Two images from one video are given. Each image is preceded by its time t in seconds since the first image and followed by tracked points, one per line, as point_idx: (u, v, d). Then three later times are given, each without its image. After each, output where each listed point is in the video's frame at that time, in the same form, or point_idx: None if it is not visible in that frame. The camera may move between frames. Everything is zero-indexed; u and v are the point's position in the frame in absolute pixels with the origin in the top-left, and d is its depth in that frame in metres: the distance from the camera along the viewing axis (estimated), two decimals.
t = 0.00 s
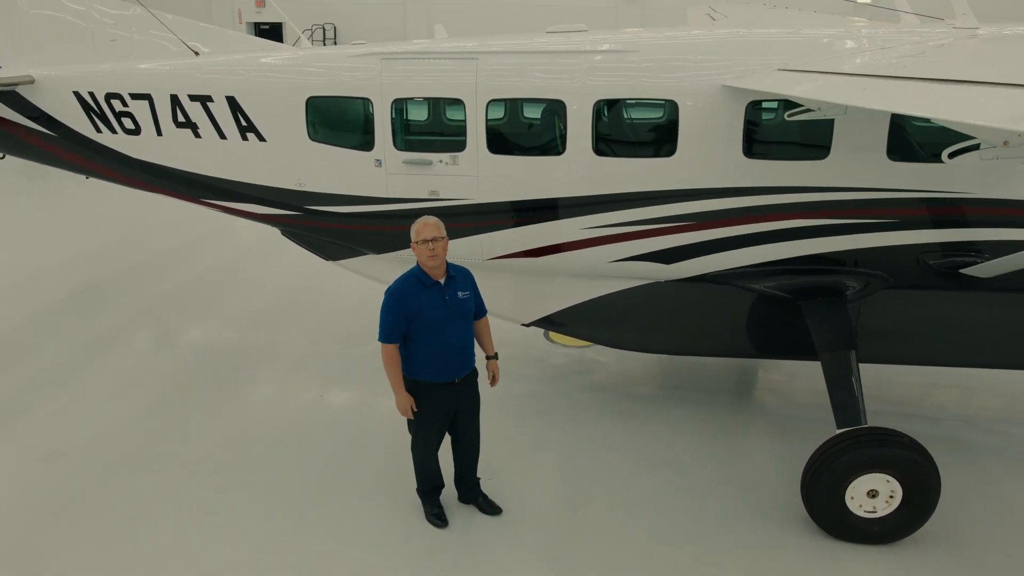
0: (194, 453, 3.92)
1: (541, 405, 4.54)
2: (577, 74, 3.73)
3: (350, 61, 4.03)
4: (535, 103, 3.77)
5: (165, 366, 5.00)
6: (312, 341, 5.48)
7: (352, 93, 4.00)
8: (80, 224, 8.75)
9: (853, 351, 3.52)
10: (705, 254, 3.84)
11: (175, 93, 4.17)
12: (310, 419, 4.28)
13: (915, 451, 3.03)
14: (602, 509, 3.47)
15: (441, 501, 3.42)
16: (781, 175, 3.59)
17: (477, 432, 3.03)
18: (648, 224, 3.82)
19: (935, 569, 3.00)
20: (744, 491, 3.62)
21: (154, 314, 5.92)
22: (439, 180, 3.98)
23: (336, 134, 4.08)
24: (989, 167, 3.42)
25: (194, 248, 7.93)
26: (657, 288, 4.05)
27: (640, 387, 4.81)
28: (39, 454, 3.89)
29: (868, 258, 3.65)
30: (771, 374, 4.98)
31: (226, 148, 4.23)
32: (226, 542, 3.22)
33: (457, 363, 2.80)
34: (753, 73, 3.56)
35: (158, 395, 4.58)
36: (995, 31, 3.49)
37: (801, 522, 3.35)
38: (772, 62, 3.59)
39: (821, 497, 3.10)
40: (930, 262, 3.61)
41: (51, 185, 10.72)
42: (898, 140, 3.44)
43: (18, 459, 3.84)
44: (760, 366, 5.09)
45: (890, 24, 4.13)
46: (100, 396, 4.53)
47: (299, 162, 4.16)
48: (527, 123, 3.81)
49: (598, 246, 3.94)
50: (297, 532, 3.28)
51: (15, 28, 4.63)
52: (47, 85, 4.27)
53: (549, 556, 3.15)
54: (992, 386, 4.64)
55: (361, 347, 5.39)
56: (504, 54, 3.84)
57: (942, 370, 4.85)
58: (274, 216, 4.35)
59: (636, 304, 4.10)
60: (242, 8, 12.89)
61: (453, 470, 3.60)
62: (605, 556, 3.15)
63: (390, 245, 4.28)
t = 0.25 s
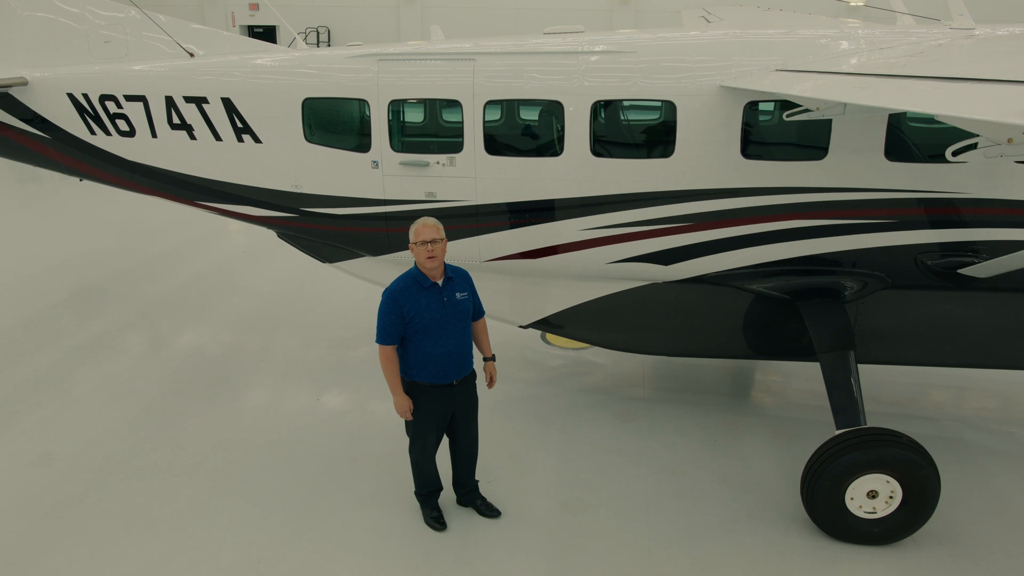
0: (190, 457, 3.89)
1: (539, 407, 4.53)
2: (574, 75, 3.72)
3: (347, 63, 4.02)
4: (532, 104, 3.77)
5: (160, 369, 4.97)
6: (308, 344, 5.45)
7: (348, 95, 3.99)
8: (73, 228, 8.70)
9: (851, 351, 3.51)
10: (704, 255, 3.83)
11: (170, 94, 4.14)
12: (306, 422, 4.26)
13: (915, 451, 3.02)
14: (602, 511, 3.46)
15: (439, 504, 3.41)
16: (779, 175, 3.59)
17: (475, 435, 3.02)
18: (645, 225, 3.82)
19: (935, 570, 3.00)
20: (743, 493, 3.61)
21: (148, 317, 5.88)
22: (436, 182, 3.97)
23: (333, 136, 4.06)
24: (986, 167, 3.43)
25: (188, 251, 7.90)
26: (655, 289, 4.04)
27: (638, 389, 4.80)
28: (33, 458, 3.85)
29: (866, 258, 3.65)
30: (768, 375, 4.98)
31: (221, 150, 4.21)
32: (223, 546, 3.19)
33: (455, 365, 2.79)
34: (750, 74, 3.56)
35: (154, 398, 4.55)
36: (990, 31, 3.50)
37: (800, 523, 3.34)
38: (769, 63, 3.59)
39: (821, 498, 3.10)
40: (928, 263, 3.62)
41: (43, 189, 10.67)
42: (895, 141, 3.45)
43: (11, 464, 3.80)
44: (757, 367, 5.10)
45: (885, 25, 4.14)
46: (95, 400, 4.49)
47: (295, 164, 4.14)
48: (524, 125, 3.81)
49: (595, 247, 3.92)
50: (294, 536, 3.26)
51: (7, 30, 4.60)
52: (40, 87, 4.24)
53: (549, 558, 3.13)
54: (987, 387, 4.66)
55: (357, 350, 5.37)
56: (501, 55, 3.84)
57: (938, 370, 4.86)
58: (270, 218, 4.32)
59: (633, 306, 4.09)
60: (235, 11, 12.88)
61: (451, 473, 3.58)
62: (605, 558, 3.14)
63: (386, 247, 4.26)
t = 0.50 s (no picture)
0: (185, 461, 3.86)
1: (536, 410, 4.51)
2: (571, 77, 3.72)
3: (342, 64, 4.00)
4: (528, 105, 3.76)
5: (154, 373, 4.94)
6: (303, 347, 5.43)
7: (344, 96, 3.97)
8: (65, 231, 8.65)
9: (849, 352, 3.51)
10: (701, 256, 3.83)
11: (164, 96, 4.12)
12: (302, 426, 4.24)
13: (914, 452, 3.02)
14: (601, 514, 3.45)
15: (436, 507, 3.38)
16: (776, 176, 3.59)
17: (473, 437, 3.00)
18: (642, 227, 3.81)
19: (935, 570, 3.00)
20: (742, 494, 3.61)
21: (142, 321, 5.85)
22: (433, 183, 3.96)
23: (330, 138, 4.05)
24: (982, 167, 3.44)
25: (182, 254, 7.86)
26: (652, 291, 4.03)
27: (635, 391, 4.80)
28: (27, 463, 3.82)
29: (863, 259, 3.66)
30: (764, 377, 4.98)
31: (216, 152, 4.19)
32: (219, 551, 3.16)
33: (453, 366, 2.77)
34: (747, 75, 3.56)
35: (148, 403, 4.52)
36: (986, 32, 3.51)
37: (799, 524, 3.34)
38: (765, 63, 3.59)
39: (821, 499, 3.09)
40: (925, 263, 3.62)
41: (35, 193, 10.61)
42: (891, 142, 3.46)
43: (4, 469, 3.76)
44: (753, 368, 5.10)
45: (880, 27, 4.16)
46: (89, 405, 4.46)
47: (291, 166, 4.12)
48: (521, 126, 3.80)
49: (591, 248, 3.92)
50: (291, 540, 3.23)
51: None
52: (33, 89, 4.21)
53: (548, 561, 3.12)
54: (983, 387, 4.67)
55: (353, 353, 5.35)
56: (497, 56, 3.83)
57: (934, 371, 4.87)
58: (265, 220, 4.30)
59: (630, 307, 4.09)
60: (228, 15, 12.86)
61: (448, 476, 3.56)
62: (605, 561, 3.13)
63: (382, 249, 4.24)
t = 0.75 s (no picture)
0: (180, 466, 3.83)
1: (533, 413, 4.50)
2: (567, 78, 3.72)
3: (337, 66, 3.98)
4: (525, 106, 3.75)
5: (148, 378, 4.90)
6: (299, 351, 5.40)
7: (340, 98, 3.96)
8: (57, 236, 8.60)
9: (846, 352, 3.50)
10: (698, 258, 3.82)
11: (158, 98, 4.10)
12: (298, 430, 4.21)
13: (912, 452, 3.02)
14: (599, 516, 3.44)
15: (434, 511, 3.36)
16: (772, 178, 3.59)
17: (471, 440, 2.99)
18: (638, 228, 3.81)
19: (934, 570, 2.99)
20: (740, 496, 3.60)
21: (136, 325, 5.81)
22: (429, 185, 3.94)
23: (325, 140, 4.03)
24: (978, 168, 3.45)
25: (176, 258, 7.82)
26: (649, 293, 4.03)
27: (632, 393, 4.79)
28: (19, 469, 3.78)
29: (860, 260, 3.66)
30: (760, 378, 4.99)
31: (210, 154, 4.16)
32: (215, 556, 3.13)
33: (451, 369, 2.75)
34: (743, 76, 3.56)
35: (142, 407, 4.48)
36: (980, 33, 3.52)
37: (798, 526, 3.33)
38: (761, 65, 3.60)
39: (819, 500, 3.09)
40: (921, 264, 3.63)
41: (26, 197, 10.54)
42: (887, 144, 3.47)
43: None
44: (749, 370, 5.10)
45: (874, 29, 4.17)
46: (82, 410, 4.42)
47: (286, 168, 4.10)
48: (517, 128, 3.79)
49: (588, 250, 3.91)
50: (288, 545, 3.21)
51: None
52: (25, 92, 4.18)
53: (547, 564, 3.10)
54: (978, 387, 4.69)
55: (348, 356, 5.32)
56: (493, 58, 3.82)
57: (929, 372, 4.89)
58: (260, 223, 4.27)
59: (627, 309, 4.08)
60: (220, 18, 12.84)
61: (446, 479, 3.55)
62: (603, 564, 3.11)
63: (377, 252, 4.22)
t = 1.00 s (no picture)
0: (174, 472, 3.80)
1: (529, 416, 4.49)
2: (564, 80, 3.71)
3: (333, 68, 3.97)
4: (521, 108, 3.75)
5: (142, 383, 4.87)
6: (294, 355, 5.38)
7: (335, 100, 3.94)
8: (49, 240, 8.54)
9: (844, 354, 3.49)
10: (694, 260, 3.82)
11: (152, 101, 4.07)
12: (293, 435, 4.19)
13: (910, 453, 3.02)
14: (598, 519, 3.43)
15: (431, 514, 3.34)
16: (769, 179, 3.60)
17: (469, 443, 2.97)
18: (635, 230, 3.80)
19: (933, 571, 2.99)
20: (737, 498, 3.59)
21: (129, 330, 5.77)
22: (425, 188, 3.93)
23: (321, 142, 4.01)
24: (973, 169, 3.46)
25: (169, 262, 7.78)
26: (645, 295, 4.02)
27: (628, 396, 4.78)
28: (12, 475, 3.74)
29: (856, 261, 3.67)
30: (756, 380, 4.99)
31: (205, 157, 4.14)
32: (210, 562, 3.11)
33: (451, 372, 2.74)
34: (739, 78, 3.57)
35: (135, 413, 4.45)
36: (976, 34, 3.53)
37: (796, 528, 3.32)
38: (757, 66, 3.60)
39: (817, 502, 3.09)
40: (918, 265, 3.64)
41: (16, 202, 10.48)
42: (883, 146, 3.48)
43: None
44: (746, 371, 5.11)
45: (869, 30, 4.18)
46: (74, 415, 4.38)
47: (281, 171, 4.08)
48: (513, 130, 3.78)
49: (585, 253, 3.90)
50: (284, 551, 3.18)
51: None
52: (17, 95, 4.15)
53: (546, 567, 3.09)
54: (973, 389, 4.70)
55: (343, 360, 5.30)
56: (489, 60, 3.82)
57: (925, 373, 4.90)
58: (254, 226, 4.25)
59: (624, 312, 4.07)
60: (213, 22, 12.82)
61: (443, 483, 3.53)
62: (602, 567, 3.10)
63: (373, 255, 4.20)
